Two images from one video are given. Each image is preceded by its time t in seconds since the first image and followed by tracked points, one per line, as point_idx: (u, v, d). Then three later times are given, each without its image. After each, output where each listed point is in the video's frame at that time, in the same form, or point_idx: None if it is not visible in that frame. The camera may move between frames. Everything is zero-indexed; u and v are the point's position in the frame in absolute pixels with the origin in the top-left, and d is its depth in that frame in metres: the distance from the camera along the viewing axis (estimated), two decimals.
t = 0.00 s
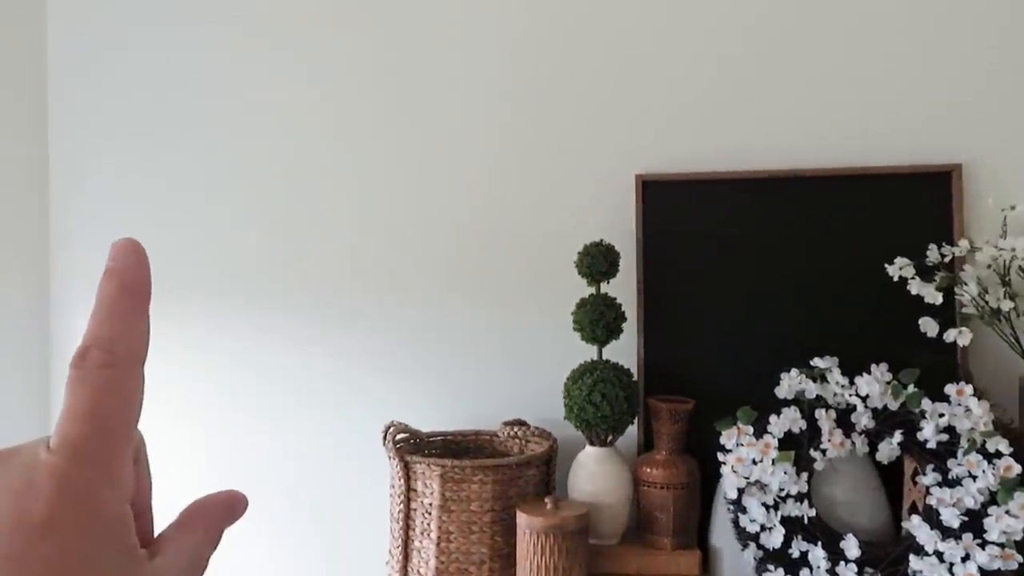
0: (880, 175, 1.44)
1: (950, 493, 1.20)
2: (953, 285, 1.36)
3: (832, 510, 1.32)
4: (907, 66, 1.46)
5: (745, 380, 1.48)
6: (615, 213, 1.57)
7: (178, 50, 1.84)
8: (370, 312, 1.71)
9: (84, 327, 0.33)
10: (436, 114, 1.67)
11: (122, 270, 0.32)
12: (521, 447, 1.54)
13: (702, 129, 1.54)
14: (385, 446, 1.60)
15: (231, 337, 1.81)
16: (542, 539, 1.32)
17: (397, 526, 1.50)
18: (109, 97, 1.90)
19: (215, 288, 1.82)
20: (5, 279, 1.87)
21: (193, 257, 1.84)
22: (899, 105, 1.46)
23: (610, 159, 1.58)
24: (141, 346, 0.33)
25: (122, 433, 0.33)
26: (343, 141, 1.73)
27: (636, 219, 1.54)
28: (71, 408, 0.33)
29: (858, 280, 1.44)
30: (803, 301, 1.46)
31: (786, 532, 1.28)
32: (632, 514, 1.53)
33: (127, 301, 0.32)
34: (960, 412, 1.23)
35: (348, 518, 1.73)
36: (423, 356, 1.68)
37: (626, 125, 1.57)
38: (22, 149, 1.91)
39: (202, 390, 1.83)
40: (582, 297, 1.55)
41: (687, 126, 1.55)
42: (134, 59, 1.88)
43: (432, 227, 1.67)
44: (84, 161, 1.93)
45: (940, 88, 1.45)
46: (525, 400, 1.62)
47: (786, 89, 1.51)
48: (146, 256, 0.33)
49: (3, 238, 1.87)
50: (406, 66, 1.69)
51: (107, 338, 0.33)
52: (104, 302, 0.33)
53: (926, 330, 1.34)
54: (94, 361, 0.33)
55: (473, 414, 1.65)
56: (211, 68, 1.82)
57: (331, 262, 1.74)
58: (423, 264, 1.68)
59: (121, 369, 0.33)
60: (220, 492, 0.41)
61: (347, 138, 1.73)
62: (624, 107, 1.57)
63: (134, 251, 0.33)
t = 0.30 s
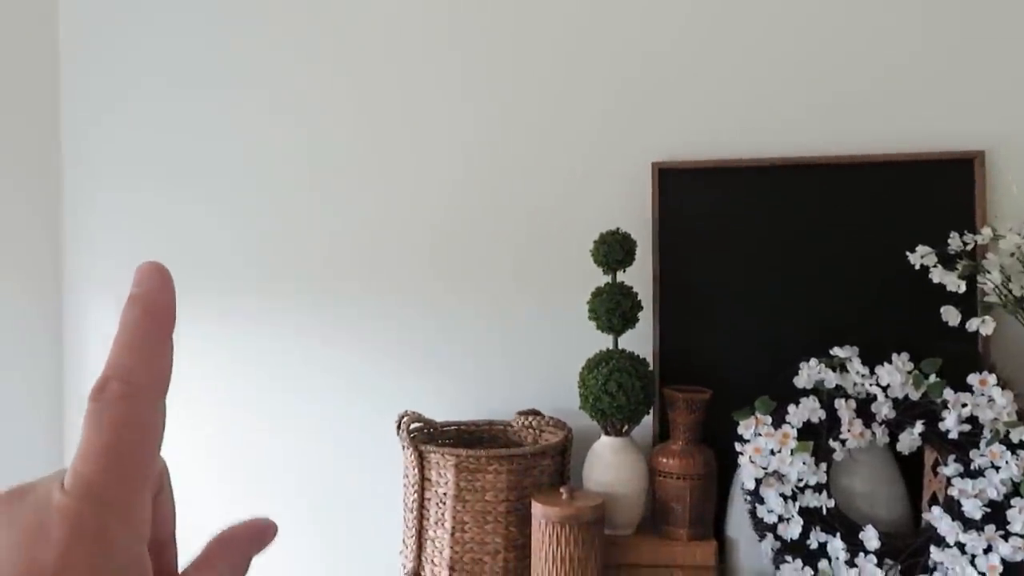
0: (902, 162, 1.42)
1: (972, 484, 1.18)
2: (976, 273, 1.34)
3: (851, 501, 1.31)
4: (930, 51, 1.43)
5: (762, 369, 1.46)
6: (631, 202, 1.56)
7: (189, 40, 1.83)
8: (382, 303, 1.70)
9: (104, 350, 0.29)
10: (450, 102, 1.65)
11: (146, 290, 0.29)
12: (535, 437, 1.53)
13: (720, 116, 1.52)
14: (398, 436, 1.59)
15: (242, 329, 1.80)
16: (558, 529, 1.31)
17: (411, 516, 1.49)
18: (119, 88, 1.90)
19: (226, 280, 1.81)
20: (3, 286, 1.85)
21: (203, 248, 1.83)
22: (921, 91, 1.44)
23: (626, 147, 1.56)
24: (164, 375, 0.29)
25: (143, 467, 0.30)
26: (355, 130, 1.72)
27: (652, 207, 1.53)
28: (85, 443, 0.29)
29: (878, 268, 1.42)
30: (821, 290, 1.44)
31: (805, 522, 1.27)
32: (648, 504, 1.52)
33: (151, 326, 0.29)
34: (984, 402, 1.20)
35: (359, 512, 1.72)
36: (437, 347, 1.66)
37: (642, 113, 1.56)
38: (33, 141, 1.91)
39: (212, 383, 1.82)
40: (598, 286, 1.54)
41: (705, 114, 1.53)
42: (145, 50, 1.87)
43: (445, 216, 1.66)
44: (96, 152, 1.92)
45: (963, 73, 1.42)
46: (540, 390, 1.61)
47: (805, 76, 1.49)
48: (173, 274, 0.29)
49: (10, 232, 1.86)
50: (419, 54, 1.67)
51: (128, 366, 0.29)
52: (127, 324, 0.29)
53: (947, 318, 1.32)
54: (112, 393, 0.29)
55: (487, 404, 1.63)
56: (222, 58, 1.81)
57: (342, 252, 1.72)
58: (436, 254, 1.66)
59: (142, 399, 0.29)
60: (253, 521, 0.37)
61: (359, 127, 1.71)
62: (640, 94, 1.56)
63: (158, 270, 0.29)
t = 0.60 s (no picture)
0: (906, 145, 1.41)
1: (974, 467, 1.17)
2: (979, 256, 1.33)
3: (853, 484, 1.30)
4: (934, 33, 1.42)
5: (763, 352, 1.46)
6: (632, 185, 1.55)
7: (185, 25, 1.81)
8: (381, 291, 1.69)
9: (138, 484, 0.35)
10: (450, 87, 1.64)
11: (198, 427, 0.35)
12: (536, 422, 1.52)
13: (722, 99, 1.51)
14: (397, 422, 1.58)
15: (237, 316, 1.78)
16: (559, 512, 1.31)
17: (411, 501, 1.49)
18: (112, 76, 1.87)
19: (222, 267, 1.79)
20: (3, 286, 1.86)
21: (201, 236, 1.81)
22: (926, 74, 1.43)
23: (628, 130, 1.55)
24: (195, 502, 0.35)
25: None
26: (354, 115, 1.70)
27: (654, 191, 1.52)
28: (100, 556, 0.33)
29: (880, 251, 1.41)
30: (822, 273, 1.44)
31: (806, 506, 1.27)
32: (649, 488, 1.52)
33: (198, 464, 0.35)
34: (987, 385, 1.20)
35: (360, 501, 1.71)
36: (437, 334, 1.65)
37: (645, 97, 1.54)
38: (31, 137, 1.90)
39: (209, 372, 1.81)
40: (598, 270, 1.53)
41: (707, 97, 1.52)
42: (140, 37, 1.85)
43: (447, 203, 1.64)
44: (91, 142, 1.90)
45: (968, 55, 1.41)
46: (541, 377, 1.60)
47: (809, 60, 1.47)
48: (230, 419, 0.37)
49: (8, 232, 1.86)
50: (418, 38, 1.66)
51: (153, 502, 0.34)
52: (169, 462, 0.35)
53: (950, 302, 1.32)
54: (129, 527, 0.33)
55: (487, 389, 1.63)
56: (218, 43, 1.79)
57: (340, 237, 1.71)
58: (435, 240, 1.65)
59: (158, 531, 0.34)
60: None
61: (358, 112, 1.69)
62: (641, 75, 1.54)
63: (215, 403, 0.37)
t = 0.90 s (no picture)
0: (895, 132, 1.41)
1: (960, 451, 1.18)
2: (967, 242, 1.34)
3: (840, 468, 1.31)
4: (925, 20, 1.42)
5: (752, 338, 1.46)
6: (621, 171, 1.54)
7: (171, 10, 1.78)
8: (373, 280, 1.68)
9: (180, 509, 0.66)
10: (439, 73, 1.63)
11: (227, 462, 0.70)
12: (526, 409, 1.52)
13: (713, 85, 1.50)
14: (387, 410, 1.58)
15: (233, 306, 1.76)
16: (548, 497, 1.31)
17: (401, 488, 1.48)
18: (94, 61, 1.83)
19: (209, 255, 1.78)
20: None
21: (189, 224, 1.78)
22: (916, 60, 1.43)
23: (618, 117, 1.54)
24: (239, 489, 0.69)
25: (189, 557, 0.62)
26: (344, 102, 1.68)
27: (644, 178, 1.51)
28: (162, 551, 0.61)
29: (868, 236, 1.42)
30: (811, 259, 1.44)
31: (794, 491, 1.27)
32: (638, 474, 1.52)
33: (227, 480, 0.69)
34: (974, 369, 1.21)
35: (354, 492, 1.71)
36: (431, 323, 1.65)
37: (635, 83, 1.54)
38: (17, 131, 1.82)
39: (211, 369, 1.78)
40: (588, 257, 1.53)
41: (698, 83, 1.51)
42: (124, 22, 1.81)
43: (438, 190, 1.64)
44: (73, 129, 1.85)
45: (958, 42, 1.41)
46: (533, 365, 1.60)
47: (800, 46, 1.47)
48: (247, 457, 0.72)
49: None
50: (408, 25, 1.64)
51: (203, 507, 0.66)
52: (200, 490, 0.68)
53: (938, 288, 1.33)
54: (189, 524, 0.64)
55: (476, 377, 1.63)
56: (205, 28, 1.76)
57: (328, 224, 1.70)
58: (427, 228, 1.64)
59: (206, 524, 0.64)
60: None
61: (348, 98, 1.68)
62: (630, 61, 1.54)
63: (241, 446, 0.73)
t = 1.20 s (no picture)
0: (882, 133, 1.42)
1: (945, 450, 1.19)
2: (952, 243, 1.35)
3: (827, 467, 1.32)
4: (912, 22, 1.44)
5: (740, 338, 1.47)
6: (609, 172, 1.55)
7: (160, 10, 1.78)
8: (365, 280, 1.68)
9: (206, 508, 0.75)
10: (427, 73, 1.63)
11: (239, 460, 0.76)
12: (516, 409, 1.53)
13: (701, 86, 1.51)
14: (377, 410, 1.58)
15: (226, 304, 1.76)
16: (538, 497, 1.32)
17: (391, 489, 1.49)
18: (83, 60, 1.82)
19: (198, 256, 1.77)
20: None
21: (178, 224, 1.78)
22: (903, 62, 1.44)
23: (606, 118, 1.55)
24: (244, 506, 0.74)
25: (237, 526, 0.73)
26: (334, 102, 1.68)
27: (632, 178, 1.52)
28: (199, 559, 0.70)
29: (855, 237, 1.43)
30: (798, 259, 1.45)
31: (782, 490, 1.28)
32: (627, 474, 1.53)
33: (242, 479, 0.76)
34: (958, 369, 1.22)
35: (346, 489, 1.71)
36: (422, 320, 1.65)
37: (624, 84, 1.54)
38: (5, 130, 1.81)
39: (204, 369, 1.78)
40: (577, 257, 1.53)
41: (686, 84, 1.52)
42: (114, 21, 1.80)
43: (428, 190, 1.64)
44: (62, 128, 1.84)
45: (943, 44, 1.43)
46: (523, 363, 1.60)
47: (787, 47, 1.48)
48: (256, 453, 0.78)
49: None
50: (399, 26, 1.64)
51: (225, 509, 0.74)
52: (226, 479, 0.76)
53: (923, 288, 1.33)
54: (217, 530, 0.72)
55: (466, 378, 1.63)
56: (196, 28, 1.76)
57: (318, 224, 1.70)
58: (418, 227, 1.65)
59: (235, 525, 0.73)
60: None
61: (338, 99, 1.68)
62: (618, 62, 1.54)
63: (248, 442, 0.79)
